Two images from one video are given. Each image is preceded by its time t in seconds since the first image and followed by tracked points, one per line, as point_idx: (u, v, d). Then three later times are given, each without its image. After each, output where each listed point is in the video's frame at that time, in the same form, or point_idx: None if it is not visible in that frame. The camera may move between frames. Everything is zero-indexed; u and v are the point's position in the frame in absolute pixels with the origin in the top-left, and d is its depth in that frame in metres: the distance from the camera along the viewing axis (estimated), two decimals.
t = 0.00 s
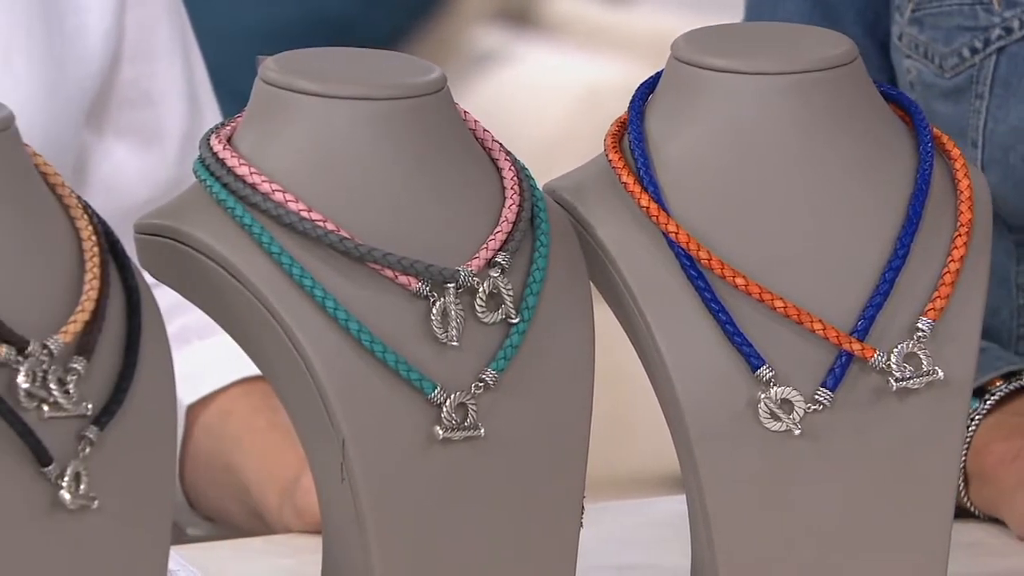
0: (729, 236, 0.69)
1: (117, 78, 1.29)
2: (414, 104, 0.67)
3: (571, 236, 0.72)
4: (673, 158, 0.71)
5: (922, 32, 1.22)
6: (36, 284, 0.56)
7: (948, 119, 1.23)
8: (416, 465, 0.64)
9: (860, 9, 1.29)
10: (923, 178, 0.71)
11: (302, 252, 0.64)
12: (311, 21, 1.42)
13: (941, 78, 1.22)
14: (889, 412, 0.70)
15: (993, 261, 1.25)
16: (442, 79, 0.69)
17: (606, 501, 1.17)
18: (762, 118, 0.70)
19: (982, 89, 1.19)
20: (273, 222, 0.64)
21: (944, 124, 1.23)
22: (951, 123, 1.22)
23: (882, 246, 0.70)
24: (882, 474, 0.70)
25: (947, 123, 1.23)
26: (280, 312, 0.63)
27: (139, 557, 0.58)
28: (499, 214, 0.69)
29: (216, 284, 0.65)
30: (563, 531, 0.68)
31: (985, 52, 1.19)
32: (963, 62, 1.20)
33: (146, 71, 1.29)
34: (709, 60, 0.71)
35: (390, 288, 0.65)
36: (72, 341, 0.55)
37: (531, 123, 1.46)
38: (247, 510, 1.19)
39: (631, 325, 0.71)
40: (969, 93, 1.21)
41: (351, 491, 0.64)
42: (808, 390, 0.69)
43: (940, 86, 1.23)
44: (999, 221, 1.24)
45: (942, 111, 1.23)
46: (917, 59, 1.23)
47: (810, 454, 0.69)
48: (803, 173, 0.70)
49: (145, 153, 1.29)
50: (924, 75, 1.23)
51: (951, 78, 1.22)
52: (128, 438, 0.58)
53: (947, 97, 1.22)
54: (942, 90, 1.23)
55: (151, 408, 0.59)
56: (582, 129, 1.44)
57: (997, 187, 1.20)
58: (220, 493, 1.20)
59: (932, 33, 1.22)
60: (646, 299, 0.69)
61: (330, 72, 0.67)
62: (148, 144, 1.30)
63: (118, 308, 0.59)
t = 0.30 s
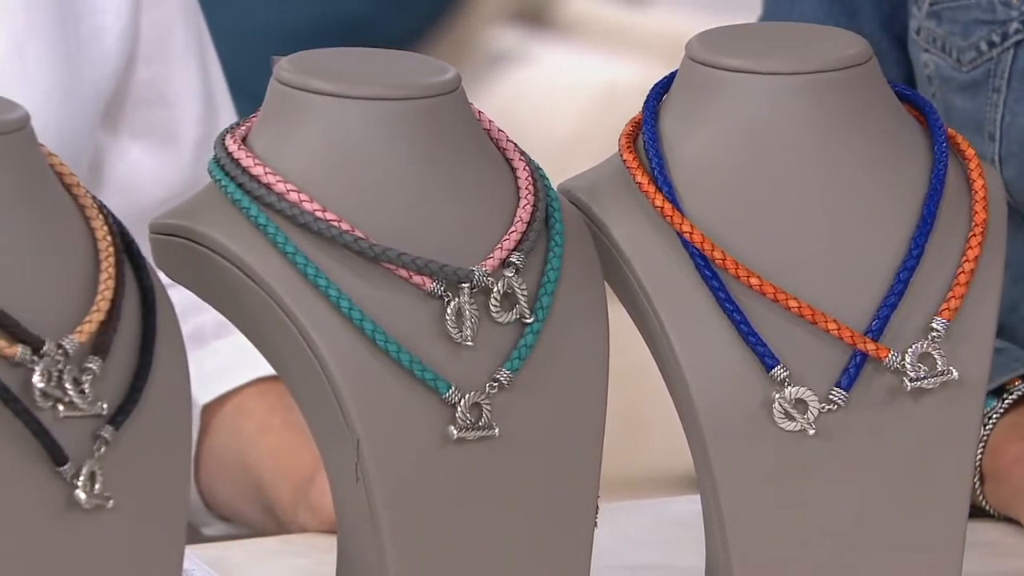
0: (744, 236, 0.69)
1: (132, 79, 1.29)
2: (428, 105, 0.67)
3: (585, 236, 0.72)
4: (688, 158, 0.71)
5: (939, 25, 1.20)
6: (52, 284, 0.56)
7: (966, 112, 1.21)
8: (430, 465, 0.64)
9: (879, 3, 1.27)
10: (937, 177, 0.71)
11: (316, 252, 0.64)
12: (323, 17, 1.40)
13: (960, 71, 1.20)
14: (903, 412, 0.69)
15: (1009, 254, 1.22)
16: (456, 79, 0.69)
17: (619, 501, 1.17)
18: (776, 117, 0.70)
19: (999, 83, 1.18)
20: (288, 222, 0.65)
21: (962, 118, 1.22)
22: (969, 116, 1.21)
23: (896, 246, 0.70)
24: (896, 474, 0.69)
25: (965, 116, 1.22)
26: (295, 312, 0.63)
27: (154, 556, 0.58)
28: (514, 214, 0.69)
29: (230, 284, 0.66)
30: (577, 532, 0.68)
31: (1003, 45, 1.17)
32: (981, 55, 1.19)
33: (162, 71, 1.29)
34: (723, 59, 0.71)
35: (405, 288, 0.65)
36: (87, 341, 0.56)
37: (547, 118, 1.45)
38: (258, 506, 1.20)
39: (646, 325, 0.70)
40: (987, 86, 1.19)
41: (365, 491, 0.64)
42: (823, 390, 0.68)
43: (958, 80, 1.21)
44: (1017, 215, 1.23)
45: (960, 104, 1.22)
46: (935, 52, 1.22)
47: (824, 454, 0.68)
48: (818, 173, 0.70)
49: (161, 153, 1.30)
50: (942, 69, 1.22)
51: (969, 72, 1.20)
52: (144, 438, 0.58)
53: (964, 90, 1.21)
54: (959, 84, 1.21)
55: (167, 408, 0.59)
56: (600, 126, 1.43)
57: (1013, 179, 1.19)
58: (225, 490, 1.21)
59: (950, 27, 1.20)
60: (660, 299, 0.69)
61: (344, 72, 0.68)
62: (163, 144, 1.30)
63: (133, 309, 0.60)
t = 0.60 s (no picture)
0: (760, 236, 0.69)
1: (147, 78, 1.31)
2: (443, 105, 0.67)
3: (601, 236, 0.72)
4: (704, 158, 0.71)
5: (956, 21, 1.18)
6: (68, 284, 0.56)
7: (984, 108, 1.20)
8: (445, 464, 0.64)
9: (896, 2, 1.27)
10: (954, 177, 0.71)
11: (332, 252, 0.65)
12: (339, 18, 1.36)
13: (976, 68, 1.19)
14: (919, 412, 0.69)
15: None
16: (472, 79, 0.69)
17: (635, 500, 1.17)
18: (792, 117, 0.70)
19: (1017, 78, 1.18)
20: (304, 222, 0.65)
21: (978, 115, 1.21)
22: (986, 112, 1.20)
23: (912, 245, 0.70)
24: (912, 474, 0.69)
25: (981, 113, 1.21)
26: (311, 312, 0.64)
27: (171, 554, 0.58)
28: (530, 214, 0.69)
29: (246, 283, 0.66)
30: (591, 532, 0.68)
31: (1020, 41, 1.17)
32: (998, 51, 1.18)
33: (176, 70, 1.31)
34: (740, 60, 0.71)
35: (420, 288, 0.65)
36: (103, 341, 0.56)
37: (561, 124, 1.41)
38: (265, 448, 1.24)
39: (662, 325, 0.70)
40: (1003, 82, 1.19)
41: (381, 490, 0.64)
42: (838, 390, 0.68)
43: (975, 76, 1.19)
44: None
45: (977, 101, 1.20)
46: (952, 49, 1.19)
47: (840, 454, 0.68)
48: (834, 172, 0.70)
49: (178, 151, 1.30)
50: (958, 66, 1.20)
51: (986, 68, 1.19)
52: (162, 436, 0.58)
53: (981, 87, 1.20)
54: (976, 80, 1.19)
55: (183, 406, 0.60)
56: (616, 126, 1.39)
57: None
58: (236, 466, 1.21)
59: (966, 23, 1.18)
60: (676, 299, 0.69)
61: (360, 72, 0.68)
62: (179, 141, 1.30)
63: (149, 308, 0.60)
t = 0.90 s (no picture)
0: (773, 236, 0.69)
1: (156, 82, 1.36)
2: (456, 105, 0.67)
3: (614, 236, 0.72)
4: (717, 158, 0.71)
5: (965, 23, 1.17)
6: (82, 284, 0.57)
7: (993, 110, 1.19)
8: (458, 464, 0.64)
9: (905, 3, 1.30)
10: (967, 177, 0.70)
11: (346, 252, 0.65)
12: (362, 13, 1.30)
13: (986, 70, 1.18)
14: (933, 412, 0.69)
15: None
16: (485, 79, 0.69)
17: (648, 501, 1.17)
18: (806, 116, 0.70)
19: None
20: (317, 222, 0.65)
21: (987, 116, 1.19)
22: (995, 114, 1.19)
23: (926, 245, 0.70)
24: (926, 475, 0.69)
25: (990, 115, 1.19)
26: (324, 312, 0.64)
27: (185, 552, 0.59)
28: (543, 214, 0.69)
29: (260, 283, 0.66)
30: (604, 533, 0.68)
31: None
32: (1008, 53, 1.17)
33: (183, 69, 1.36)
34: (754, 60, 0.71)
35: (432, 288, 0.65)
36: (117, 341, 0.57)
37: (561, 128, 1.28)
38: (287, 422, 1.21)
39: (675, 325, 0.70)
40: (1013, 83, 1.17)
41: (395, 490, 0.64)
42: (852, 390, 0.68)
43: (985, 78, 1.18)
44: None
45: (986, 103, 1.19)
46: (962, 50, 1.18)
47: (854, 454, 0.68)
48: (847, 172, 0.70)
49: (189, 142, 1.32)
50: (968, 68, 1.19)
51: (996, 70, 1.17)
52: (176, 435, 0.59)
53: (990, 88, 1.18)
54: (986, 82, 1.18)
55: (196, 404, 0.60)
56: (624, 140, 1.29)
57: None
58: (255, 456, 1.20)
59: (976, 25, 1.17)
60: (689, 299, 0.69)
61: (374, 72, 0.68)
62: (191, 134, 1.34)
63: (162, 308, 0.60)
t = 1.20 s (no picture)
0: (788, 236, 0.69)
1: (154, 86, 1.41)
2: (470, 105, 0.67)
3: (628, 236, 0.72)
4: (731, 158, 0.71)
5: (979, 23, 1.16)
6: (97, 284, 0.57)
7: (1005, 111, 1.15)
8: (473, 464, 0.64)
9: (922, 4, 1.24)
10: (982, 177, 0.70)
11: (360, 251, 0.65)
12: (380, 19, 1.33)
13: (999, 70, 1.15)
14: (948, 412, 0.69)
15: None
16: (500, 79, 0.69)
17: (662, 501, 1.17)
18: (821, 116, 0.70)
19: None
20: (332, 222, 0.65)
21: (1002, 118, 1.16)
22: (1007, 115, 1.15)
23: (941, 245, 0.69)
24: (941, 475, 0.69)
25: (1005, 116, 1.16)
26: (339, 312, 0.64)
27: (201, 549, 0.59)
28: (557, 214, 0.69)
29: (275, 283, 0.66)
30: (618, 533, 0.68)
31: None
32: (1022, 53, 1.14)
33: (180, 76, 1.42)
34: (770, 59, 0.71)
35: (447, 287, 0.65)
36: (132, 341, 0.57)
37: (573, 124, 1.35)
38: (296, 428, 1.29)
39: (689, 323, 0.70)
40: None
41: (409, 490, 0.64)
42: (867, 390, 0.68)
43: (998, 79, 1.15)
44: None
45: (1001, 104, 1.16)
46: (974, 51, 1.18)
47: (869, 455, 0.68)
48: (861, 172, 0.69)
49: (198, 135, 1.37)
50: (982, 69, 1.17)
51: (1009, 70, 1.15)
52: (191, 435, 0.59)
53: (1004, 89, 1.15)
54: (999, 83, 1.15)
55: (210, 403, 0.60)
56: (632, 136, 1.34)
57: None
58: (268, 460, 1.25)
59: (990, 25, 1.16)
60: (704, 298, 0.69)
61: (389, 72, 0.68)
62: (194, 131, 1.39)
63: (178, 307, 0.61)
